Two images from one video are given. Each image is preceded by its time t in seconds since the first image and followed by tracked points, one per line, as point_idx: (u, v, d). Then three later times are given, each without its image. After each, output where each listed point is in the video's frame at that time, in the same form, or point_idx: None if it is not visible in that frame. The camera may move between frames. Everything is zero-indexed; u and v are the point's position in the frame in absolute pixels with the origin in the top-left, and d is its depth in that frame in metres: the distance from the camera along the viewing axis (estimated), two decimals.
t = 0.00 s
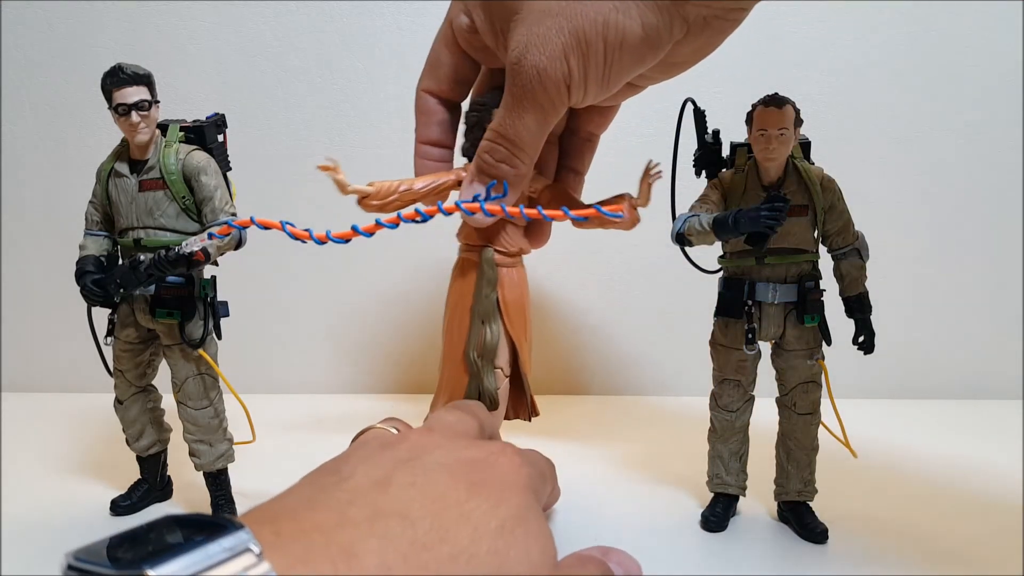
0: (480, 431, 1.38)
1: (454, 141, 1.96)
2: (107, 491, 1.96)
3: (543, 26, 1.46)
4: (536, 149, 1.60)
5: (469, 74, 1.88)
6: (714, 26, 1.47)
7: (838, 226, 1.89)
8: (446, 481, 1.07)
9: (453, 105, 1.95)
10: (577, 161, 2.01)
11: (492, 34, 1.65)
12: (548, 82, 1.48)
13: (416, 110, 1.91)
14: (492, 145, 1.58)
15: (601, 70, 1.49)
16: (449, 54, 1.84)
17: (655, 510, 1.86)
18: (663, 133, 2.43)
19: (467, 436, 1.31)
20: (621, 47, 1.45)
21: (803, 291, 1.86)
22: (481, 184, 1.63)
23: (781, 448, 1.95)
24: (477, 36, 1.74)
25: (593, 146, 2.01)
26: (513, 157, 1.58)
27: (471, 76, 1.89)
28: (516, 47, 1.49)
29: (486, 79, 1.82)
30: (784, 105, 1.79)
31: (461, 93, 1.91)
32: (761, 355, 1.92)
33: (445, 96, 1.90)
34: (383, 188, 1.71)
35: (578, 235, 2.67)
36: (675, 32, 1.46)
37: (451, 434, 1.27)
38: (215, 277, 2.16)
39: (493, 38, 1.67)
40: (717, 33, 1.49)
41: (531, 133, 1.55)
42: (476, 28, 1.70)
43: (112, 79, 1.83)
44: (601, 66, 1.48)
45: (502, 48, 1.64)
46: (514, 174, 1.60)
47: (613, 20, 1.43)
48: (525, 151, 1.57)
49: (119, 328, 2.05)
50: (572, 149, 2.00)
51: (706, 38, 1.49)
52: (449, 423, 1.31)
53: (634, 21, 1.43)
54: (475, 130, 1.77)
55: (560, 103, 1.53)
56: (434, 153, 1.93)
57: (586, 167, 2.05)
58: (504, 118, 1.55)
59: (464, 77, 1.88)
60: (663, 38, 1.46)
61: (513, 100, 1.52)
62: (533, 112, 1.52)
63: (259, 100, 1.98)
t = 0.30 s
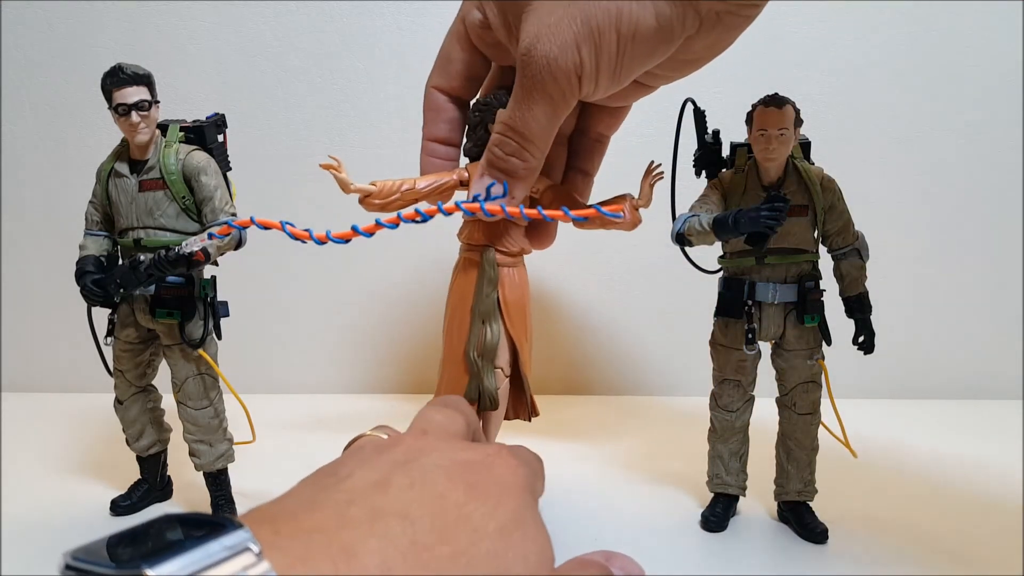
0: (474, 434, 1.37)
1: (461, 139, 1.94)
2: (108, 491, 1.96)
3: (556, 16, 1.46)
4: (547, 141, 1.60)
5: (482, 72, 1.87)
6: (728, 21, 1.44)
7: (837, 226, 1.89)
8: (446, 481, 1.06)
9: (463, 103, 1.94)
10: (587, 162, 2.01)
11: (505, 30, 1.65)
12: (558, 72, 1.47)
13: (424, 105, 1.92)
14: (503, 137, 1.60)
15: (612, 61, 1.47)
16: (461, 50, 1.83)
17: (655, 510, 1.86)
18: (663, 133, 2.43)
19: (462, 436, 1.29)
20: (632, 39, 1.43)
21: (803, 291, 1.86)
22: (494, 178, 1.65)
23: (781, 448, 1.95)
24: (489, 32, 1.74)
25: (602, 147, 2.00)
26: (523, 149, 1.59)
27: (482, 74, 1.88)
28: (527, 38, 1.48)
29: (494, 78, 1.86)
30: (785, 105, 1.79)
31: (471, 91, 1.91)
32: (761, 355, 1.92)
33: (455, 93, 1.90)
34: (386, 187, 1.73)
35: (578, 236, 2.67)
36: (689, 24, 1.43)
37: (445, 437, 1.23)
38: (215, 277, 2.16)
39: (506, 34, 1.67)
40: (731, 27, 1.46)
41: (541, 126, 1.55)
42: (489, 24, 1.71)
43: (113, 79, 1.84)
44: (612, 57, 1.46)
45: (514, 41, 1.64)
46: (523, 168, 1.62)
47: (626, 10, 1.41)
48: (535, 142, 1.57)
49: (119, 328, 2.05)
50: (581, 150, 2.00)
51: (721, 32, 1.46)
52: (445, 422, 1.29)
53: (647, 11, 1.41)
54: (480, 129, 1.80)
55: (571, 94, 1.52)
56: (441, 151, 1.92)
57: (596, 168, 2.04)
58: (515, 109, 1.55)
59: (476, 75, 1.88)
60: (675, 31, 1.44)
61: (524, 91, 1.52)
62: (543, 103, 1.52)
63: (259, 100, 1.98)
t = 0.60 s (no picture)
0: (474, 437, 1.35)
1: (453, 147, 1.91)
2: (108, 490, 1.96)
3: (538, 29, 1.43)
4: (530, 152, 1.61)
5: (470, 79, 1.84)
6: (714, 31, 1.44)
7: (837, 225, 1.89)
8: (447, 487, 1.05)
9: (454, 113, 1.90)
10: (573, 165, 2.01)
11: (489, 36, 1.64)
12: (540, 85, 1.46)
13: (415, 117, 1.89)
14: (486, 148, 1.60)
15: (596, 74, 1.47)
16: (449, 58, 1.80)
17: (656, 510, 1.86)
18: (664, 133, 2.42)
19: (463, 440, 1.27)
20: (617, 53, 1.43)
21: (803, 291, 1.86)
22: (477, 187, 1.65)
23: (781, 449, 1.95)
24: (475, 38, 1.72)
25: (588, 150, 2.00)
26: (507, 161, 1.60)
27: (472, 83, 1.86)
28: (509, 50, 1.46)
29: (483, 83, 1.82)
30: (785, 105, 1.79)
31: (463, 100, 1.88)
32: (761, 355, 1.92)
33: (446, 104, 1.87)
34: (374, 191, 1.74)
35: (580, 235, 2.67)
36: (673, 37, 1.43)
37: (444, 443, 1.22)
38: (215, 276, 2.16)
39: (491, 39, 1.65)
40: (717, 37, 1.46)
41: (523, 137, 1.56)
42: (474, 29, 1.69)
43: (113, 80, 1.97)
44: (596, 70, 1.46)
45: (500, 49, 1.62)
46: (506, 176, 1.62)
47: (610, 23, 1.41)
48: (518, 153, 1.58)
49: (119, 329, 2.05)
50: (567, 154, 2.00)
51: (706, 43, 1.46)
52: (443, 428, 1.28)
53: (633, 25, 1.41)
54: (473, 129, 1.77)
55: (555, 106, 1.52)
56: (439, 163, 1.89)
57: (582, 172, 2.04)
58: (497, 121, 1.55)
59: (466, 83, 1.85)
60: (660, 43, 1.44)
61: (506, 103, 1.51)
62: (526, 116, 1.51)
63: (260, 100, 1.98)
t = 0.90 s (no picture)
0: (479, 445, 1.32)
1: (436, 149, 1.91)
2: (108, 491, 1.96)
3: (509, 32, 1.44)
4: (507, 156, 1.61)
5: (444, 77, 1.83)
6: (685, 29, 1.43)
7: (837, 225, 1.89)
8: (440, 486, 1.03)
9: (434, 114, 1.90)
10: (552, 158, 2.00)
11: (457, 34, 1.63)
12: (514, 90, 1.47)
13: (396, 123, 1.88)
14: (461, 155, 1.60)
15: (569, 76, 1.46)
16: (421, 59, 1.79)
17: (655, 510, 1.86)
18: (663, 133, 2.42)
19: (465, 449, 1.26)
20: (588, 54, 1.42)
21: (803, 291, 1.86)
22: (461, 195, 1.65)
23: (781, 449, 1.95)
24: (444, 37, 1.70)
25: (565, 142, 1.99)
26: (484, 166, 1.60)
27: (447, 83, 1.85)
28: (481, 53, 1.47)
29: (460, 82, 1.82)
30: (785, 105, 1.79)
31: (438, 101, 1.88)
32: (761, 355, 1.92)
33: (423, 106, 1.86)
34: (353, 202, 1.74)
35: (580, 235, 2.67)
36: (646, 37, 1.42)
37: (442, 447, 1.20)
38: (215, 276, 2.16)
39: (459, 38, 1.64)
40: (689, 36, 1.44)
41: (499, 142, 1.56)
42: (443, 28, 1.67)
43: (112, 80, 1.96)
44: (568, 74, 1.45)
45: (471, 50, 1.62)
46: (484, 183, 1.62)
47: (581, 25, 1.40)
48: (494, 157, 1.58)
49: (119, 328, 2.05)
50: (545, 147, 1.99)
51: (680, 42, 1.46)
52: (440, 436, 1.27)
53: (604, 27, 1.40)
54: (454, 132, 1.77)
55: (528, 109, 1.53)
56: (418, 168, 1.89)
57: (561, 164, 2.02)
58: (473, 126, 1.55)
59: (440, 82, 1.84)
60: (632, 44, 1.43)
61: (481, 108, 1.52)
62: (501, 118, 1.52)
63: (261, 101, 1.98)
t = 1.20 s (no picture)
0: (474, 444, 1.31)
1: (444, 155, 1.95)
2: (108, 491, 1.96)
3: (523, 42, 1.43)
4: (521, 162, 1.60)
5: (453, 87, 1.87)
6: (699, 33, 1.44)
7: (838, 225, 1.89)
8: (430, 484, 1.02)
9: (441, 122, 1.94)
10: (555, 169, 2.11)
11: (472, 45, 1.61)
12: (530, 100, 1.46)
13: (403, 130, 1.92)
14: (476, 164, 1.60)
15: (585, 85, 1.46)
16: (433, 70, 1.82)
17: (656, 510, 1.86)
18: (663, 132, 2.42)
19: (461, 448, 1.24)
20: (604, 62, 1.42)
21: (803, 291, 1.86)
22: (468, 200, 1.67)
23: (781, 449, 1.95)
24: (457, 48, 1.69)
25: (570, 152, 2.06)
26: (497, 173, 1.60)
27: (457, 91, 1.88)
28: (495, 64, 1.46)
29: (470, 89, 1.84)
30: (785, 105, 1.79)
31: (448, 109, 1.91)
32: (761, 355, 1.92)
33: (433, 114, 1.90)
34: (368, 198, 1.73)
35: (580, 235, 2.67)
36: (660, 42, 1.44)
37: (437, 447, 1.18)
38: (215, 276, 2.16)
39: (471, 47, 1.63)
40: (701, 40, 1.46)
41: (513, 150, 1.56)
42: (456, 40, 1.66)
43: (113, 80, 2.00)
44: (583, 83, 1.45)
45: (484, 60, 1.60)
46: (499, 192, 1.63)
47: (596, 34, 1.40)
48: (508, 166, 1.58)
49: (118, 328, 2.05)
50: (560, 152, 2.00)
51: (692, 46, 1.47)
52: (435, 436, 1.25)
53: (619, 34, 1.40)
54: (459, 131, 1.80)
55: (543, 119, 1.52)
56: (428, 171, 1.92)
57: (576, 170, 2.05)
58: (487, 135, 1.55)
59: (451, 91, 1.87)
60: (647, 49, 1.44)
61: (496, 118, 1.51)
62: (516, 128, 1.51)
63: (260, 100, 1.99)
